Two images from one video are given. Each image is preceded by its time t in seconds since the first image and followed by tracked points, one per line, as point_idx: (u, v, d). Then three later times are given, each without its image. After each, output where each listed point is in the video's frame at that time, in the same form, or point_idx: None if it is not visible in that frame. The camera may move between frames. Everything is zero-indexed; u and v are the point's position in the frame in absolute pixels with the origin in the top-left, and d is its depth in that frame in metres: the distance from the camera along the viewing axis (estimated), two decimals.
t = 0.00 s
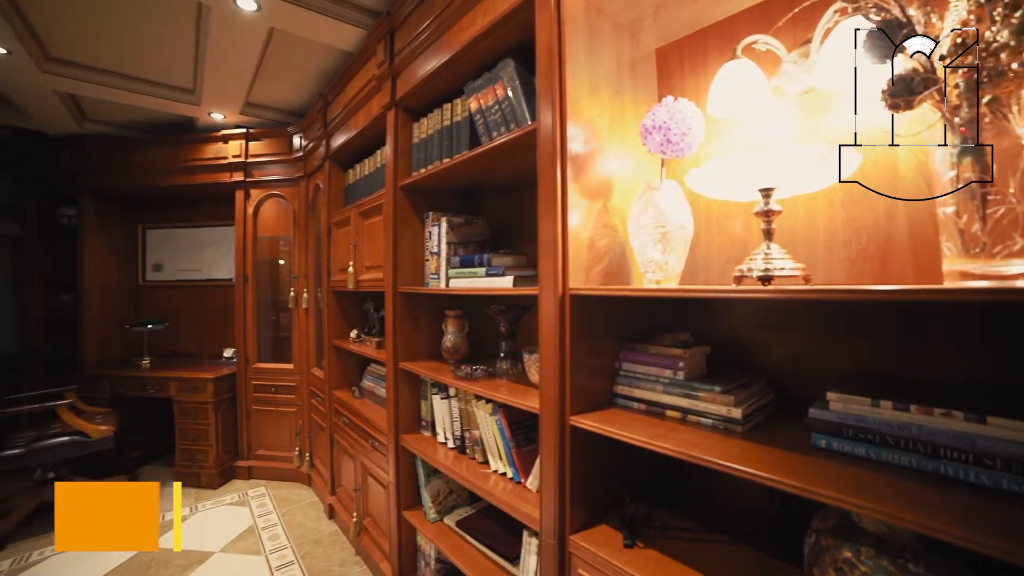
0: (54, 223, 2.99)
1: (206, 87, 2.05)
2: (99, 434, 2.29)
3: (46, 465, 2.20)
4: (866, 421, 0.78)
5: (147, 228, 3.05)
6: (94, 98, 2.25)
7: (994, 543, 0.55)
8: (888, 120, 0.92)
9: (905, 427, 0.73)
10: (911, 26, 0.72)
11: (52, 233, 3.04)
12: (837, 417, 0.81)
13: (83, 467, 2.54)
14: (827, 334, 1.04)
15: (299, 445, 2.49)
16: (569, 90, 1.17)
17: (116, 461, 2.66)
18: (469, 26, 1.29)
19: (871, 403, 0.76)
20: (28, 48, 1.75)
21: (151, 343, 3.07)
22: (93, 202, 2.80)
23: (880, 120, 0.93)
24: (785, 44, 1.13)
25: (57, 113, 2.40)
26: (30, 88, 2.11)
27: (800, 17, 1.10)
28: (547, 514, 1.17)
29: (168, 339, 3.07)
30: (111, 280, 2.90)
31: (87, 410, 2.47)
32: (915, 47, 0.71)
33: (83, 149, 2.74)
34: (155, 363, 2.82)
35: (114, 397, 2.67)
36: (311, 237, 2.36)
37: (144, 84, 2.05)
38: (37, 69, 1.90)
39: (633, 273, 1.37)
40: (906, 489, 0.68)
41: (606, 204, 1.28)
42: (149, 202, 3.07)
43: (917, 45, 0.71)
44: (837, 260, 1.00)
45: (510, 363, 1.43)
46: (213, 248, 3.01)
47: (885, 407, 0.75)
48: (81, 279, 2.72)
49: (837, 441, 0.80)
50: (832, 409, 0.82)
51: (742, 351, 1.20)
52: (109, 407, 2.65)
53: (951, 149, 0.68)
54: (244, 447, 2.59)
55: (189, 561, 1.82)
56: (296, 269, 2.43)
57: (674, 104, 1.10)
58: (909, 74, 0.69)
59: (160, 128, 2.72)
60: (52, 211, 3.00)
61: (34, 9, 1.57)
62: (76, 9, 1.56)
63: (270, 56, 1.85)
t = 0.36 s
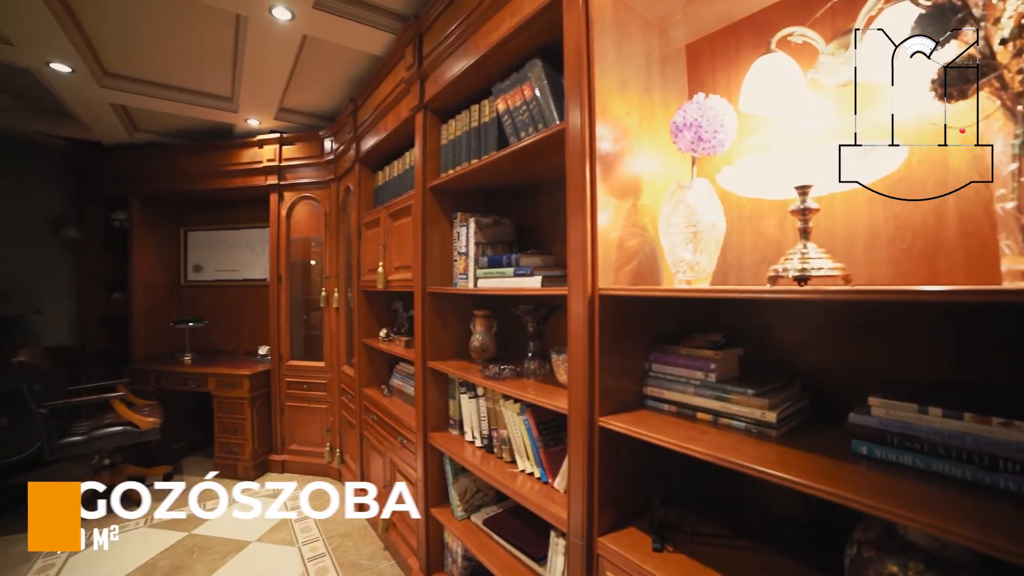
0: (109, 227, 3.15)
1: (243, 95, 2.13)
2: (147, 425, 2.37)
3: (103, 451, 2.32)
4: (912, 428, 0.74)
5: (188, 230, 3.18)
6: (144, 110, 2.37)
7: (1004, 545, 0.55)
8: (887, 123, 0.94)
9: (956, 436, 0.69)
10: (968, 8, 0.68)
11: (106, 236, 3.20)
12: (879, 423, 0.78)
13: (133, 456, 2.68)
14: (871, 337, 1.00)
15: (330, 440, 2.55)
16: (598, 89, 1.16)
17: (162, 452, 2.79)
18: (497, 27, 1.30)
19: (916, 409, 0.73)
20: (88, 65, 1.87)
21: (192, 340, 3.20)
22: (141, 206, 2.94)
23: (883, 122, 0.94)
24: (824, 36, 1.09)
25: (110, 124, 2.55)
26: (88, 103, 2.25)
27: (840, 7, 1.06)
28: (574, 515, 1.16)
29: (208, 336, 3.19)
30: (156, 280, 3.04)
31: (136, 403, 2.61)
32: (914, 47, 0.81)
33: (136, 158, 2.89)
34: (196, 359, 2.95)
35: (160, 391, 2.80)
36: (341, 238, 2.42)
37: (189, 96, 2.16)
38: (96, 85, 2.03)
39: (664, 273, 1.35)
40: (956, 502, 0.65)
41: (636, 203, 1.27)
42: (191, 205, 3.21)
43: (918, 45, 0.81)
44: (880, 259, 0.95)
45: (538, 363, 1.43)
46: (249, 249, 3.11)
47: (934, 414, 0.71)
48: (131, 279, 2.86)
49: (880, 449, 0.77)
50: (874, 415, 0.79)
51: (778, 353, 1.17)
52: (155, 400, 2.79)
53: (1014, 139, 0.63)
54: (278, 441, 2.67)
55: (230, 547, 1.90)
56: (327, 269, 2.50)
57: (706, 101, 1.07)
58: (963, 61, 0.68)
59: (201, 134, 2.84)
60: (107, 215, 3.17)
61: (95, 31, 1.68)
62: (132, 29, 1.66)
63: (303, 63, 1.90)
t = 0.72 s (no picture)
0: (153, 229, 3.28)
1: (278, 101, 2.20)
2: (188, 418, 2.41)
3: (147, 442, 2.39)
4: (966, 438, 0.70)
5: (226, 232, 3.30)
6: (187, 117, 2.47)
7: None
8: (887, 123, 0.95)
9: (1016, 448, 0.65)
10: None
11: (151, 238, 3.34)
12: (929, 431, 0.75)
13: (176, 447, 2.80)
14: (918, 340, 0.95)
15: (359, 437, 2.61)
16: (627, 87, 1.14)
17: (201, 444, 2.91)
18: (524, 27, 1.30)
19: (970, 417, 0.69)
20: (138, 78, 1.98)
21: (230, 338, 3.32)
22: (183, 209, 3.07)
23: (882, 122, 0.96)
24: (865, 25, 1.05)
25: (156, 132, 2.67)
26: (137, 113, 2.37)
27: None
28: (602, 517, 1.15)
29: (245, 335, 3.30)
30: (197, 280, 3.16)
31: (179, 397, 2.71)
32: (914, 48, 0.88)
33: (180, 163, 3.02)
34: (233, 356, 3.05)
35: (200, 386, 2.92)
36: (371, 238, 2.46)
37: (228, 104, 2.25)
38: (144, 96, 2.14)
39: (695, 272, 1.33)
40: (1015, 518, 0.61)
41: (666, 202, 1.25)
42: (229, 208, 3.32)
43: (917, 45, 0.88)
44: (927, 258, 0.90)
45: (565, 363, 1.43)
46: (282, 249, 3.19)
47: (991, 424, 0.67)
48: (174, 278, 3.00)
49: (929, 458, 0.74)
50: (923, 422, 0.75)
51: (816, 355, 1.13)
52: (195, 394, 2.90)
53: None
54: (309, 437, 2.75)
55: (265, 537, 1.96)
56: (356, 270, 2.55)
57: (739, 96, 1.05)
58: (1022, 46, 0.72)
59: (239, 140, 2.94)
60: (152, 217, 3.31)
61: (144, 45, 1.76)
62: (179, 42, 1.74)
63: (334, 68, 1.95)
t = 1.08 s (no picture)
0: (194, 231, 3.42)
1: (309, 106, 2.27)
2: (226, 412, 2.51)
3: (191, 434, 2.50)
4: None
5: (260, 234, 3.40)
6: (225, 124, 2.57)
7: None
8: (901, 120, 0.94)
9: None
10: None
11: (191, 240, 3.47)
12: (983, 441, 0.71)
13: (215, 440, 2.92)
14: (970, 344, 0.90)
15: (387, 434, 2.65)
16: (657, 84, 1.13)
17: (238, 438, 3.02)
18: (550, 27, 1.30)
19: None
20: (182, 88, 2.07)
21: (265, 336, 3.42)
22: (221, 212, 3.18)
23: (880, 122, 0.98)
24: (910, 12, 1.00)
25: (196, 138, 2.79)
26: (179, 121, 2.48)
27: None
28: (630, 519, 1.14)
29: (279, 333, 3.40)
30: (234, 280, 3.28)
31: (217, 392, 2.82)
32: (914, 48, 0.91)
33: (218, 168, 3.13)
34: (267, 354, 3.15)
35: (237, 382, 3.03)
36: (399, 239, 2.50)
37: (263, 111, 2.32)
38: (187, 105, 2.24)
39: (726, 272, 1.30)
40: None
41: (697, 200, 1.22)
42: (264, 211, 3.42)
43: (918, 45, 0.91)
44: (981, 257, 0.85)
45: (593, 363, 1.43)
46: (314, 250, 3.27)
47: None
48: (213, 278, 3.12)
49: (984, 471, 0.70)
50: (976, 432, 0.72)
51: (857, 358, 1.08)
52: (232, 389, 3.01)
53: None
54: (339, 433, 2.81)
55: (298, 529, 2.03)
56: (385, 270, 2.59)
57: (772, 91, 1.01)
58: None
59: (272, 144, 3.03)
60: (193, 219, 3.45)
61: (187, 56, 1.84)
62: (220, 53, 1.82)
63: (363, 72, 1.99)
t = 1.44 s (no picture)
0: (231, 233, 3.55)
1: (340, 110, 2.32)
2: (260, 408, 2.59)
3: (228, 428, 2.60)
4: None
5: (293, 234, 3.51)
6: (260, 129, 2.66)
7: None
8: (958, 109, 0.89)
9: None
10: None
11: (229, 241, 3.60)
12: None
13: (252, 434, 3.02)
14: None
15: (415, 433, 2.68)
16: (687, 81, 1.10)
17: (272, 433, 3.12)
18: (577, 26, 1.29)
19: None
20: (221, 96, 2.15)
21: (298, 334, 3.52)
22: (256, 214, 3.29)
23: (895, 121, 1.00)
24: None
25: (233, 144, 2.89)
26: (218, 128, 2.58)
27: None
28: (659, 523, 1.12)
29: (311, 331, 3.49)
30: (268, 280, 3.39)
31: (253, 387, 2.93)
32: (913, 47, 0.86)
33: (254, 171, 3.24)
34: (300, 351, 3.25)
35: (271, 378, 3.13)
36: (426, 239, 2.53)
37: (295, 116, 2.39)
38: (225, 112, 2.33)
39: (760, 272, 1.27)
40: None
41: (728, 199, 1.20)
42: (296, 212, 3.52)
43: (917, 44, 0.86)
44: None
45: (621, 364, 1.43)
46: (344, 251, 3.34)
47: None
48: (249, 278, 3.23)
49: None
50: None
51: (902, 362, 1.03)
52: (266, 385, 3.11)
53: None
54: (367, 429, 2.87)
55: (328, 523, 2.08)
56: (413, 270, 2.63)
57: (809, 85, 0.98)
58: None
59: (304, 148, 3.11)
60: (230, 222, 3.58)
61: (226, 66, 1.92)
62: (260, 62, 1.89)
63: (391, 76, 2.03)
